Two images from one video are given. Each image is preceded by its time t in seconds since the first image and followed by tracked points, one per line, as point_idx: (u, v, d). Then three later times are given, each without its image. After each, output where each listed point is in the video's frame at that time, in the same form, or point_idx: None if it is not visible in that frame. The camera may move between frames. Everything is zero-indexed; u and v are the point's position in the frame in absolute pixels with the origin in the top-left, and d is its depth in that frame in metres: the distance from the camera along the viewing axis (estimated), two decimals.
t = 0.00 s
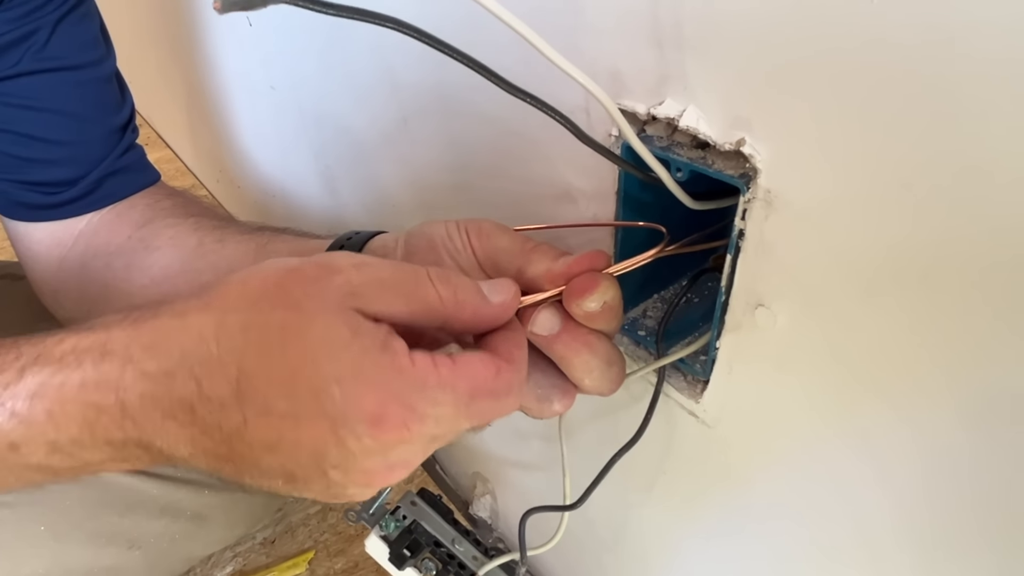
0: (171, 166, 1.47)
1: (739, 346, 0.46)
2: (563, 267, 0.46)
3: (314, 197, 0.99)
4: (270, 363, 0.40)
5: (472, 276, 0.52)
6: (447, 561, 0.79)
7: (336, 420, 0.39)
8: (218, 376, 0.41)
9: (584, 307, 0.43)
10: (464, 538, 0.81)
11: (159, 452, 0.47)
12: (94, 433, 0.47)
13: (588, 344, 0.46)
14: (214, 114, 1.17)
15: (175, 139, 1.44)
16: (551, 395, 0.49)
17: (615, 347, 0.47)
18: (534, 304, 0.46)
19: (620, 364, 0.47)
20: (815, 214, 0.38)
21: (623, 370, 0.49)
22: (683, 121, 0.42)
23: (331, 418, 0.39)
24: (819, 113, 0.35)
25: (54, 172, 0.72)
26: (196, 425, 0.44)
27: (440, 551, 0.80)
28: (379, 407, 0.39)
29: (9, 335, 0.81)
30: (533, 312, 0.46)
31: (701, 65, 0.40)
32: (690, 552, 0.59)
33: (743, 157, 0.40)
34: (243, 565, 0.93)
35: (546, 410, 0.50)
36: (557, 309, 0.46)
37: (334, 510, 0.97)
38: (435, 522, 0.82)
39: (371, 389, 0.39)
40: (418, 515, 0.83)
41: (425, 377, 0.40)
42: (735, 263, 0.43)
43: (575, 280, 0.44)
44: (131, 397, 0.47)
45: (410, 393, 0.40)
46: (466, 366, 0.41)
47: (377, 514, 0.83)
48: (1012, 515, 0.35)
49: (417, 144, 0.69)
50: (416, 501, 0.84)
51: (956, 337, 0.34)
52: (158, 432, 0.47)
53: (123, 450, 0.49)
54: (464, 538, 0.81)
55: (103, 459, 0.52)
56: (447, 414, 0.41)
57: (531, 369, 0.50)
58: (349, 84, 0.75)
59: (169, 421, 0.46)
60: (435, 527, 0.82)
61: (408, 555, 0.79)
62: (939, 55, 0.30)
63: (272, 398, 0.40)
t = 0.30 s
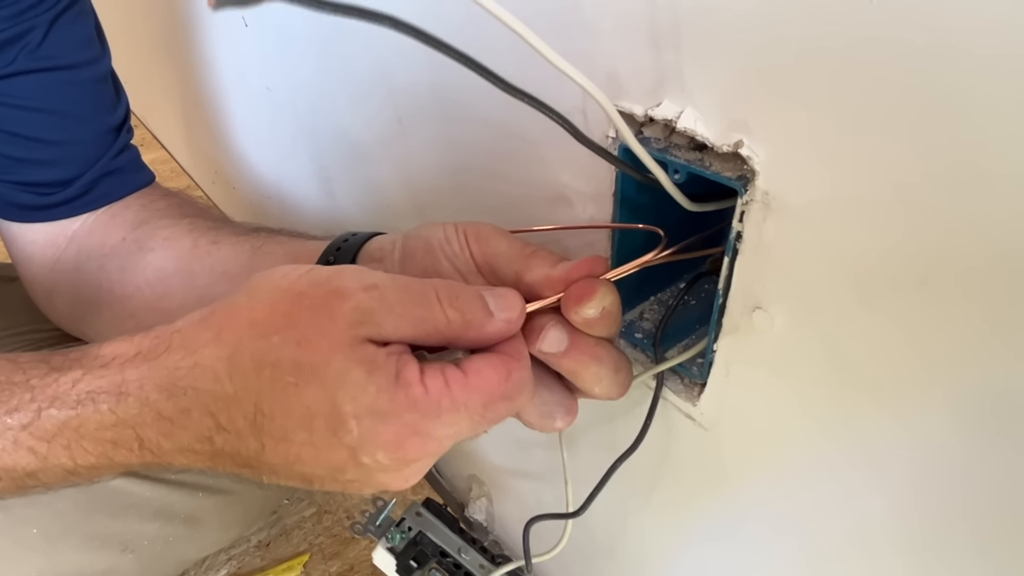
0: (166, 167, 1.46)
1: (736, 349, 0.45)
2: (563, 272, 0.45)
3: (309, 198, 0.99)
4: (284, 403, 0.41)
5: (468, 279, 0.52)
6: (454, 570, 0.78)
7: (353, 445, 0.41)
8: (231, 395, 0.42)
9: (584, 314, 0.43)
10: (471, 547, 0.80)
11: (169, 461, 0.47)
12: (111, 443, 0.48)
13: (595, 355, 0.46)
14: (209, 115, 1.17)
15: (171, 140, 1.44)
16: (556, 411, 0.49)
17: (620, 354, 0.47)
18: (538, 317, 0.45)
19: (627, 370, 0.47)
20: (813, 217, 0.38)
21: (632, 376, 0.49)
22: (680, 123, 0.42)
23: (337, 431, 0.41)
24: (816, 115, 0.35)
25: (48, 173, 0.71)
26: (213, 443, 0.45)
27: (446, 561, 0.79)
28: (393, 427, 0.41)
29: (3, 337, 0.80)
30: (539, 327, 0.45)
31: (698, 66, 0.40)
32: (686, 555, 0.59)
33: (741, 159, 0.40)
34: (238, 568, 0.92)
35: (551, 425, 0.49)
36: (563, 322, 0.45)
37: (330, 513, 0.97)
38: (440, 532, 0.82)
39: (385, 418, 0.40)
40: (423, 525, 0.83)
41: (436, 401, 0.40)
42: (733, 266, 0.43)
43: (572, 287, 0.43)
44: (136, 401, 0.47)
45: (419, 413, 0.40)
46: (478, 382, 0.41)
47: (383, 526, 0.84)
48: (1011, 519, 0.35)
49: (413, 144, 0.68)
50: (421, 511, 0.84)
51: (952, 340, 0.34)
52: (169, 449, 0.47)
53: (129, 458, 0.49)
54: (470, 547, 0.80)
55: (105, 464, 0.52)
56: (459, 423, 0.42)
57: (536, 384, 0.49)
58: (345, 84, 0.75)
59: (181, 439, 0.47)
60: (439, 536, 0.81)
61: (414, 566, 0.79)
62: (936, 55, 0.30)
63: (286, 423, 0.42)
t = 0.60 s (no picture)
0: (162, 169, 1.46)
1: (732, 351, 0.46)
2: (555, 264, 0.44)
3: (306, 199, 0.99)
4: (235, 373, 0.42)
5: (465, 275, 0.51)
6: (440, 566, 0.78)
7: (292, 410, 0.40)
8: (212, 382, 0.44)
9: (574, 305, 0.42)
10: (457, 543, 0.80)
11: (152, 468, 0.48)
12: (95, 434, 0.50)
13: (582, 347, 0.45)
14: (207, 116, 1.17)
15: (167, 141, 1.44)
16: (548, 407, 0.48)
17: (606, 350, 0.46)
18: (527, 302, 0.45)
19: (611, 370, 0.46)
20: (808, 220, 0.38)
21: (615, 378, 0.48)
22: (676, 125, 0.42)
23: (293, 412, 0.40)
24: (811, 118, 0.35)
25: (46, 174, 0.71)
26: (180, 445, 0.46)
27: (433, 556, 0.79)
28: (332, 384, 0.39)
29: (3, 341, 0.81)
30: (527, 311, 0.45)
31: (695, 69, 0.40)
32: (683, 556, 0.59)
33: (737, 161, 0.40)
34: (234, 570, 0.92)
35: (543, 421, 0.48)
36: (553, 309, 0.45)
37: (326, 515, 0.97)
38: (428, 528, 0.82)
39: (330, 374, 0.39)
40: (411, 520, 0.83)
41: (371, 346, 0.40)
42: (729, 267, 0.43)
43: (564, 278, 0.43)
44: (138, 399, 0.48)
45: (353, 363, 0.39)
46: (409, 333, 0.40)
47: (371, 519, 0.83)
48: (1005, 520, 0.35)
49: (409, 146, 0.69)
50: (409, 506, 0.84)
51: (945, 342, 0.34)
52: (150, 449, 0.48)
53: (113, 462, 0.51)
54: (457, 543, 0.80)
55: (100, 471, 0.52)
56: (403, 388, 0.40)
57: (530, 381, 0.49)
58: (342, 86, 0.75)
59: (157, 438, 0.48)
60: (428, 534, 0.81)
61: (400, 561, 0.78)
62: (929, 59, 0.30)
63: (245, 409, 0.42)
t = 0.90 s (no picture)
0: (158, 170, 1.45)
1: (729, 351, 0.46)
2: (553, 266, 0.45)
3: (302, 200, 0.98)
4: (229, 354, 0.44)
5: (462, 276, 0.51)
6: (438, 569, 0.78)
7: (285, 389, 0.42)
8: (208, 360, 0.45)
9: (572, 308, 0.42)
10: (455, 547, 0.80)
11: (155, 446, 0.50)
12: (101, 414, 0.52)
13: (581, 349, 0.44)
14: (202, 117, 1.17)
15: (163, 142, 1.43)
16: (549, 409, 0.48)
17: (604, 352, 0.46)
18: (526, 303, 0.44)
19: (610, 371, 0.46)
20: (804, 220, 0.38)
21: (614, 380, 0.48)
22: (673, 126, 0.42)
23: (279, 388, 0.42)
24: (807, 118, 0.35)
25: (41, 175, 0.71)
26: (174, 421, 0.48)
27: (430, 560, 0.78)
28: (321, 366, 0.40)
29: None
30: (525, 311, 0.44)
31: (691, 70, 0.40)
32: (679, 557, 0.59)
33: (733, 162, 0.40)
34: (229, 572, 0.92)
35: (543, 423, 0.49)
36: (550, 309, 0.44)
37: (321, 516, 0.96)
38: (426, 531, 0.81)
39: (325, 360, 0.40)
40: (408, 523, 0.82)
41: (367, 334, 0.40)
42: (725, 269, 0.43)
43: (564, 281, 0.43)
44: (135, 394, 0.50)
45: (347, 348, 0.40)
46: (408, 324, 0.40)
47: (368, 524, 0.82)
48: (1002, 521, 0.35)
49: (406, 147, 0.69)
50: (406, 509, 0.83)
51: (941, 342, 0.34)
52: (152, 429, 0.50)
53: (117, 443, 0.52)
54: (455, 547, 0.80)
55: (99, 449, 0.53)
56: (397, 378, 0.40)
57: (530, 383, 0.48)
58: (338, 87, 0.75)
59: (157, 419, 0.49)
60: (426, 536, 0.81)
61: (398, 565, 0.78)
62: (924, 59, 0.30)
63: (240, 388, 0.44)
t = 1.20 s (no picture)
0: (155, 170, 1.45)
1: (728, 352, 0.46)
2: (550, 265, 0.44)
3: (300, 200, 0.98)
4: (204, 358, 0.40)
5: (459, 276, 0.51)
6: (436, 570, 0.77)
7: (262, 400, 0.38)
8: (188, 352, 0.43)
9: (570, 307, 0.41)
10: (453, 547, 0.79)
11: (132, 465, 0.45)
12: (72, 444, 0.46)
13: (577, 347, 0.44)
14: (199, 116, 1.16)
15: (160, 142, 1.43)
16: (544, 406, 0.48)
17: (599, 351, 0.46)
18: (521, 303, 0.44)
19: (605, 371, 0.45)
20: (805, 219, 0.38)
21: (609, 380, 0.47)
22: (672, 125, 0.42)
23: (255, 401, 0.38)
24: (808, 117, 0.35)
25: (39, 174, 0.71)
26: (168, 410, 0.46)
27: (428, 560, 0.78)
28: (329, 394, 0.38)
29: None
30: (522, 309, 0.44)
31: (690, 69, 0.40)
32: (677, 558, 0.59)
33: (732, 162, 0.40)
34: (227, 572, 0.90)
35: (539, 421, 0.48)
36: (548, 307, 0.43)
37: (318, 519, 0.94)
38: (423, 532, 0.81)
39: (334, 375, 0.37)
40: (405, 523, 0.81)
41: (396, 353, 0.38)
42: (724, 269, 0.43)
43: (561, 280, 0.42)
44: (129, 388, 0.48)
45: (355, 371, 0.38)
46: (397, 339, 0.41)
47: (363, 524, 0.82)
48: (1001, 522, 0.35)
49: (404, 147, 0.68)
50: (404, 510, 0.82)
51: (941, 340, 0.34)
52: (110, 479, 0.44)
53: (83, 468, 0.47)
54: (452, 547, 0.79)
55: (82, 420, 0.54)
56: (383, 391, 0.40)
57: (525, 379, 0.48)
58: (336, 86, 0.74)
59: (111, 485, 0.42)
60: (423, 537, 0.80)
61: (395, 565, 0.77)
62: (924, 58, 0.30)
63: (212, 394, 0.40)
